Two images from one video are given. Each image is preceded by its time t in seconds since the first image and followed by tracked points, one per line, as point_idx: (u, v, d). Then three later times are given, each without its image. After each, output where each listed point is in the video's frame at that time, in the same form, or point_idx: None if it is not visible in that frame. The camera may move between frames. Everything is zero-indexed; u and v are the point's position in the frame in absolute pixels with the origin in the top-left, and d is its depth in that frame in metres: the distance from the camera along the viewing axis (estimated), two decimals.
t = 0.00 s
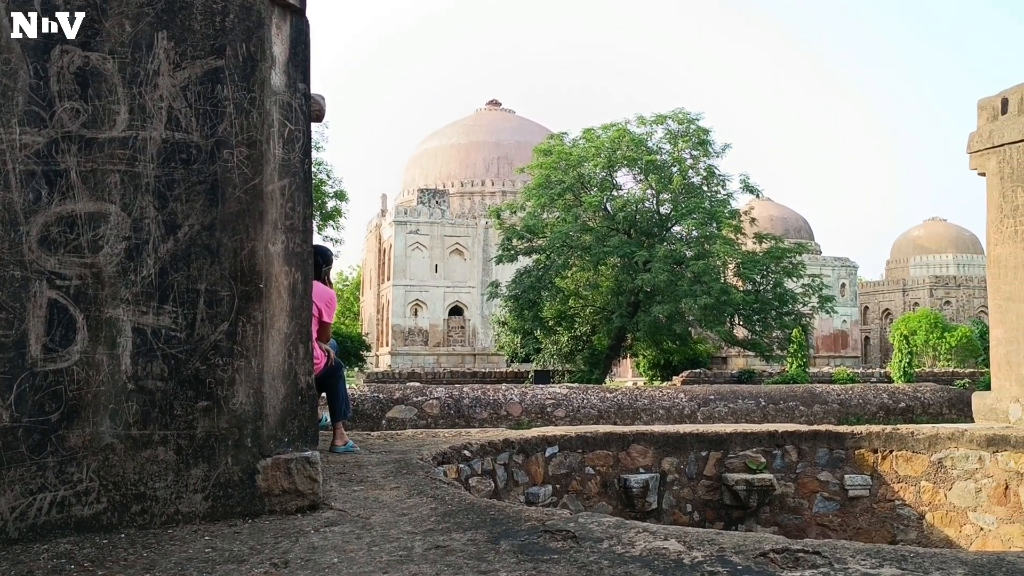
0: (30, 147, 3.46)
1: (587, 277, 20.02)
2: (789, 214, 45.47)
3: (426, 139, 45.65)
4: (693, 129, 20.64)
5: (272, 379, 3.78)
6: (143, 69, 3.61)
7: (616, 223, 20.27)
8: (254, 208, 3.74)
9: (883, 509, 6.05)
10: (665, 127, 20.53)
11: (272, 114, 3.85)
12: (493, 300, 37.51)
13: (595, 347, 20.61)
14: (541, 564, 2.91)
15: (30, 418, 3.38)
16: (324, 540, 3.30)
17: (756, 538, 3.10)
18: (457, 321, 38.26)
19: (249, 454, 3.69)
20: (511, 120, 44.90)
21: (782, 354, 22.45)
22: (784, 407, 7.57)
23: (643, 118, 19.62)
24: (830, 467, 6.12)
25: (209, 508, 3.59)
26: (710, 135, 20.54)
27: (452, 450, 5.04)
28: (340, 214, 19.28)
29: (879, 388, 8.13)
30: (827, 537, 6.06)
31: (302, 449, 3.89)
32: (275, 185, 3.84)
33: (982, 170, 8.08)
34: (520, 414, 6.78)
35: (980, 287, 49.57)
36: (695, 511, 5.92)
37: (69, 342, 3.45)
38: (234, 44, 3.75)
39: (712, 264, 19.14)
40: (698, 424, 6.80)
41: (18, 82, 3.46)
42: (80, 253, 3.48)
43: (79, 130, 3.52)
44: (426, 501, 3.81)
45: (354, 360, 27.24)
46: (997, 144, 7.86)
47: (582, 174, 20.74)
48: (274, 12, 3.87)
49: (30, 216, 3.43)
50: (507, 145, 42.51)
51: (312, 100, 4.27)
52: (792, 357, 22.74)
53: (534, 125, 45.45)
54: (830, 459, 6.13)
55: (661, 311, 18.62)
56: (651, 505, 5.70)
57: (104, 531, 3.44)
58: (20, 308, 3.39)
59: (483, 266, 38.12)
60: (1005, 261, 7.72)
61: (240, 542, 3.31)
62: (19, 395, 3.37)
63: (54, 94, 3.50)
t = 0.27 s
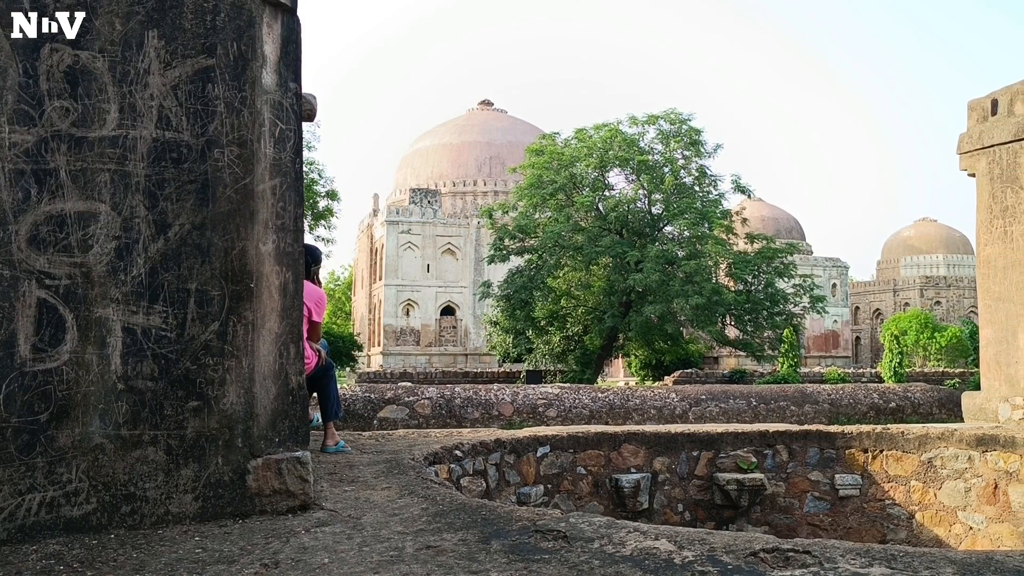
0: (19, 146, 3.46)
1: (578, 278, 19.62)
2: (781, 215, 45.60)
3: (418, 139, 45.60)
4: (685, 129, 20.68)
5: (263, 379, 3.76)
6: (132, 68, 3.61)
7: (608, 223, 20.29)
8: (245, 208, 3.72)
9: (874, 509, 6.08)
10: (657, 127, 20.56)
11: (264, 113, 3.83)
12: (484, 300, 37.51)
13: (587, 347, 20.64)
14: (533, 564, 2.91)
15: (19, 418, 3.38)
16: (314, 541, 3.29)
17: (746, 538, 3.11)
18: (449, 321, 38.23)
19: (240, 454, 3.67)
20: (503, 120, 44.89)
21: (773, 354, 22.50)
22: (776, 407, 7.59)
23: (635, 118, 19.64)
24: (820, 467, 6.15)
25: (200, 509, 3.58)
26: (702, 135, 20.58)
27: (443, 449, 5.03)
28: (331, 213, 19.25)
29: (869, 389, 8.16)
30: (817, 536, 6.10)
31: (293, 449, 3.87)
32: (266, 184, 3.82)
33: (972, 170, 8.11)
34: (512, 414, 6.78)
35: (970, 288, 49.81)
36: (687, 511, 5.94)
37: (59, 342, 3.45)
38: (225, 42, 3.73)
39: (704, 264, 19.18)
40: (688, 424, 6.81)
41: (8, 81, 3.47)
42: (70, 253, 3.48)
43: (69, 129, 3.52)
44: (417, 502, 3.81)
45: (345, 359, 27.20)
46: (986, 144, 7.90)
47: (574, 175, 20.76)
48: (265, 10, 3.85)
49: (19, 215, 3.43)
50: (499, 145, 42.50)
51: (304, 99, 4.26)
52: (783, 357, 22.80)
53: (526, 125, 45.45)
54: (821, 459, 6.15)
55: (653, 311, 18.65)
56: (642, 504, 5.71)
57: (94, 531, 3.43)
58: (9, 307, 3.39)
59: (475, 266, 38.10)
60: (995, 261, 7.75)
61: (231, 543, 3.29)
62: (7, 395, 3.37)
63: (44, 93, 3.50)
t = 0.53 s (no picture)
0: (8, 145, 3.46)
1: (569, 277, 19.84)
2: (770, 215, 45.76)
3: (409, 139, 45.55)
4: (676, 129, 20.71)
5: (252, 379, 3.74)
6: (121, 66, 3.60)
7: (598, 223, 20.30)
8: (234, 207, 3.70)
9: (862, 508, 6.09)
10: (648, 127, 20.58)
11: (253, 112, 3.81)
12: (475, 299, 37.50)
13: (577, 346, 20.66)
14: (522, 564, 2.91)
15: (7, 417, 3.40)
16: (304, 541, 3.28)
17: (735, 538, 3.12)
18: (440, 320, 38.21)
19: (228, 454, 3.65)
20: (493, 119, 44.88)
21: (762, 354, 22.56)
22: (765, 406, 7.61)
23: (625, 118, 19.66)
24: (810, 466, 6.17)
25: (189, 509, 3.56)
26: (692, 135, 20.61)
27: (433, 449, 5.03)
28: (322, 213, 19.22)
29: (858, 388, 8.19)
30: (806, 536, 6.11)
31: (283, 449, 3.86)
32: (256, 184, 3.81)
33: (961, 171, 8.15)
34: (502, 414, 6.78)
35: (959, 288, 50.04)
36: (676, 511, 5.96)
37: (47, 341, 3.45)
38: (215, 41, 3.71)
39: (694, 264, 19.21)
40: (678, 424, 6.82)
41: None
42: (58, 252, 3.47)
43: (58, 128, 3.52)
44: (407, 502, 3.80)
45: (335, 359, 27.15)
46: (975, 146, 7.94)
47: (565, 175, 20.76)
48: (255, 9, 3.84)
49: (7, 215, 3.43)
50: (490, 144, 42.49)
51: (294, 98, 4.24)
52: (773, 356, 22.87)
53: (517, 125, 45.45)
54: (810, 458, 6.18)
55: (643, 311, 18.69)
56: (632, 504, 5.72)
57: (82, 532, 3.42)
58: None
59: (465, 266, 38.09)
60: (983, 262, 7.80)
61: (219, 543, 3.28)
62: None
63: (32, 92, 3.51)
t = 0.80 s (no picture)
0: None
1: (559, 278, 20.16)
2: (759, 216, 45.91)
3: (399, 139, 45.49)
4: (665, 130, 20.76)
5: (240, 378, 3.73)
6: (108, 64, 3.58)
7: (588, 223, 20.28)
8: (222, 207, 3.69)
9: (850, 508, 6.12)
10: (637, 128, 20.62)
11: (242, 111, 3.80)
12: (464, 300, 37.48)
13: (567, 347, 20.67)
14: (511, 564, 2.91)
15: None
16: (291, 542, 3.27)
17: (723, 537, 3.12)
18: (429, 321, 38.18)
19: (216, 454, 3.64)
20: (483, 120, 44.88)
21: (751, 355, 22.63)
22: (753, 407, 7.63)
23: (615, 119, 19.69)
24: (798, 466, 6.19)
25: (176, 509, 3.54)
26: (681, 136, 20.66)
27: (422, 449, 5.02)
28: (311, 213, 19.16)
29: (846, 389, 8.23)
30: (794, 536, 6.13)
31: (271, 449, 3.85)
32: (244, 183, 3.79)
33: (948, 173, 8.20)
34: (491, 414, 6.78)
35: (946, 289, 50.33)
36: (665, 511, 5.96)
37: (33, 341, 3.43)
38: (203, 39, 3.69)
39: (683, 265, 19.26)
40: (667, 424, 6.83)
41: None
42: (44, 251, 3.45)
43: (44, 126, 3.49)
44: (396, 502, 3.79)
45: (324, 359, 27.08)
46: (962, 147, 7.98)
47: (555, 175, 20.76)
48: (243, 8, 3.82)
49: None
50: (480, 145, 42.49)
51: (282, 97, 4.23)
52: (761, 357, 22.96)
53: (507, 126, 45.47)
54: (798, 459, 6.20)
55: (633, 311, 18.72)
56: (621, 504, 5.73)
57: (68, 533, 3.40)
58: None
59: (455, 266, 38.07)
60: (970, 263, 7.85)
61: (206, 544, 3.27)
62: None
63: (18, 90, 3.48)
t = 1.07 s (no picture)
0: None
1: (546, 279, 20.15)
2: (746, 218, 46.07)
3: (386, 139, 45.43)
4: (653, 132, 20.81)
5: (225, 379, 3.71)
6: (93, 63, 3.56)
7: (576, 225, 20.26)
8: (208, 206, 3.66)
9: (835, 509, 6.15)
10: (625, 129, 20.65)
11: (228, 110, 3.78)
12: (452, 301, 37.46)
13: (554, 348, 20.69)
14: (496, 566, 2.90)
15: None
16: (276, 543, 3.25)
17: (709, 538, 3.13)
18: (417, 321, 38.13)
19: (201, 455, 3.61)
20: (471, 120, 44.87)
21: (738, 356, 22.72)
22: (740, 408, 7.65)
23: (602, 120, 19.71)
24: (783, 467, 6.22)
25: (160, 510, 3.52)
26: (669, 138, 20.71)
27: (409, 450, 5.01)
28: (298, 213, 19.10)
29: (832, 390, 8.27)
30: (780, 536, 6.16)
31: (256, 450, 3.83)
32: (230, 182, 3.77)
33: (933, 175, 8.25)
34: (478, 415, 6.78)
35: (931, 291, 50.63)
36: (652, 511, 5.97)
37: (16, 341, 3.41)
38: (188, 38, 3.67)
39: (671, 266, 19.30)
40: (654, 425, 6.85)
41: None
42: (28, 251, 3.44)
43: (28, 124, 3.48)
44: (382, 502, 3.78)
45: (311, 360, 27.01)
46: (947, 150, 8.03)
47: (543, 176, 20.77)
48: (230, 7, 3.81)
49: None
50: (468, 145, 42.47)
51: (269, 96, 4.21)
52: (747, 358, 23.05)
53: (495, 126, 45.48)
54: (784, 459, 6.23)
55: (620, 312, 18.75)
56: (607, 505, 5.74)
57: (51, 534, 3.38)
58: None
59: (443, 267, 38.05)
60: (954, 265, 7.90)
61: (190, 545, 3.25)
62: None
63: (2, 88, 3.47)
